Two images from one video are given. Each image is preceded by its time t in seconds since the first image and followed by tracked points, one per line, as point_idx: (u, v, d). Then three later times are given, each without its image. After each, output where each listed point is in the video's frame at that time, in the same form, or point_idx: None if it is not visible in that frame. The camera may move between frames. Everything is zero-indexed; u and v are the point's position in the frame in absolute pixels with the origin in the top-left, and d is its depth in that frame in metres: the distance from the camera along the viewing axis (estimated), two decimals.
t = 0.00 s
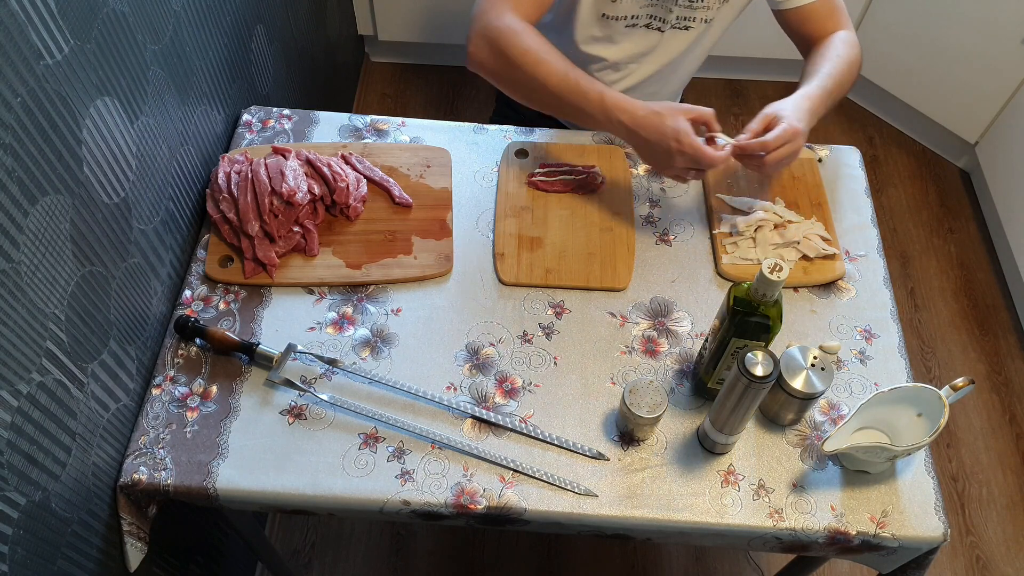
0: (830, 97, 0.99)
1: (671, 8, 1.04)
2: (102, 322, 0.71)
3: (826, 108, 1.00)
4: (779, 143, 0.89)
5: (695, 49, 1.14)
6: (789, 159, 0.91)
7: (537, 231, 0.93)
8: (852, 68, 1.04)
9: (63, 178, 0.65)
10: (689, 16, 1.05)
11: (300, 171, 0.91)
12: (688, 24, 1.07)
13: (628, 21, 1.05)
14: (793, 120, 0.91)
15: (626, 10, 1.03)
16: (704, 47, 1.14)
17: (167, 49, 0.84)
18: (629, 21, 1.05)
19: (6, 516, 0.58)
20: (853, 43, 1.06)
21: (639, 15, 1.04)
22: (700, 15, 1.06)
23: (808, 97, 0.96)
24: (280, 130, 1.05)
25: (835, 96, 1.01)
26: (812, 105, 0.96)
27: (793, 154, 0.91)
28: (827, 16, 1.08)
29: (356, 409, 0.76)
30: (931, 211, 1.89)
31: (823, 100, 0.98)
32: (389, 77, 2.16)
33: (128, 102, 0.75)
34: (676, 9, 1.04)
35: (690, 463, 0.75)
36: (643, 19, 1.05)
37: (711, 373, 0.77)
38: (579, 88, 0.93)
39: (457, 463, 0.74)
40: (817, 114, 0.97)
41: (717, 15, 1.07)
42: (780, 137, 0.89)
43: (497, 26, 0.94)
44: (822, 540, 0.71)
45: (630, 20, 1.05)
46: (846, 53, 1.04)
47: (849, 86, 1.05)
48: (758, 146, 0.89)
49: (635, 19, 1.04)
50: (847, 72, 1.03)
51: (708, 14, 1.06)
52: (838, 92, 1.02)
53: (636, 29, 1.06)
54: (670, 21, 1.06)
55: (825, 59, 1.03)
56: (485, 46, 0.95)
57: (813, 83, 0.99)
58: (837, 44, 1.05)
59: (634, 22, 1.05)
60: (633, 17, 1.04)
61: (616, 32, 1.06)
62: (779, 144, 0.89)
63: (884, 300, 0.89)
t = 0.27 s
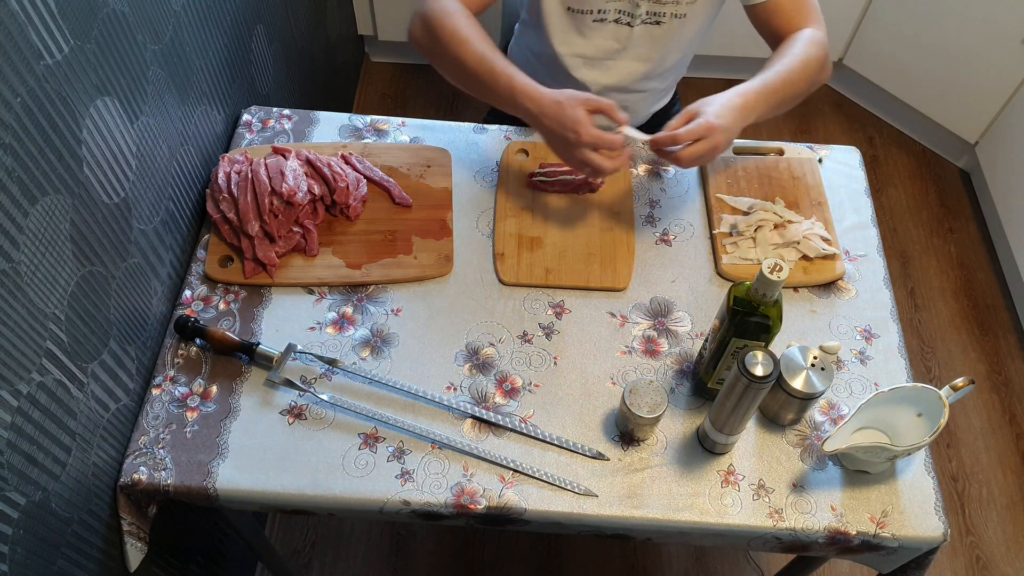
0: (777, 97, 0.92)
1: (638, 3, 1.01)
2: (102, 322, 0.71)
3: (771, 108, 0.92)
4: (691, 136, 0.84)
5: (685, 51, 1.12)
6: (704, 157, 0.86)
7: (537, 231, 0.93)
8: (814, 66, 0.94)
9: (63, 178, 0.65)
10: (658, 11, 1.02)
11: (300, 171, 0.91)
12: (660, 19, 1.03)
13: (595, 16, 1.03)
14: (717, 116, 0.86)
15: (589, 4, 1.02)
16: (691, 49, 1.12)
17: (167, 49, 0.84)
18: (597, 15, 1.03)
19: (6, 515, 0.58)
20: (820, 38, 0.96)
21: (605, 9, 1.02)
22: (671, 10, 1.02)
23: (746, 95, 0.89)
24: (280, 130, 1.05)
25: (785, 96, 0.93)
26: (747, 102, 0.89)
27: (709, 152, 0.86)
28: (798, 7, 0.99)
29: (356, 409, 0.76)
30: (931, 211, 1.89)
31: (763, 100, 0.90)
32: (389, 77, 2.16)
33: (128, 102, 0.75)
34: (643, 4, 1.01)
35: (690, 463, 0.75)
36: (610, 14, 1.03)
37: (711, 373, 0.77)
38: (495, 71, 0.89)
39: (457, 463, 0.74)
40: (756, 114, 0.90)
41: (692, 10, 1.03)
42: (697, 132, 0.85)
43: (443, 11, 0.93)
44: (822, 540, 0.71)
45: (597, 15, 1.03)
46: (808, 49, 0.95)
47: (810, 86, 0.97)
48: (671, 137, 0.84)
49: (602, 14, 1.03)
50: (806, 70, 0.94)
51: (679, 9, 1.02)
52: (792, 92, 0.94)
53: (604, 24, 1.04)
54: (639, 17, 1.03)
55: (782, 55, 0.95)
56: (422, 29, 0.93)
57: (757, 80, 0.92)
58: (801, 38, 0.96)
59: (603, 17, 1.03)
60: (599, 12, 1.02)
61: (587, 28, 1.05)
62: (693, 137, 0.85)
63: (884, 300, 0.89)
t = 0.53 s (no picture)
0: (717, 113, 0.96)
1: (609, 3, 1.01)
2: (103, 322, 0.71)
3: (714, 123, 0.97)
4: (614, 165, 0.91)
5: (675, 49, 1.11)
6: (637, 177, 0.92)
7: (537, 231, 0.93)
8: (765, 80, 0.97)
9: (63, 178, 0.65)
10: (630, 12, 1.02)
11: (300, 171, 0.91)
12: (631, 20, 1.03)
13: (567, 16, 1.03)
14: (637, 141, 0.91)
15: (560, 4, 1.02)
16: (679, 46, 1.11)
17: (167, 48, 0.84)
18: (569, 15, 1.03)
19: (6, 515, 0.58)
20: (778, 50, 0.97)
21: (576, 10, 1.02)
22: (642, 11, 1.02)
23: (685, 114, 0.94)
24: (280, 130, 1.05)
25: (729, 111, 0.97)
26: (682, 120, 0.94)
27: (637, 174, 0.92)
28: (767, 13, 0.99)
29: (356, 409, 0.76)
30: (931, 211, 1.89)
31: (702, 117, 0.95)
32: (389, 77, 2.16)
33: (128, 102, 0.75)
34: (614, 4, 1.01)
35: (690, 463, 0.75)
36: (581, 15, 1.03)
37: (711, 373, 0.77)
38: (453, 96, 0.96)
39: (458, 463, 0.74)
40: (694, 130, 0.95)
41: (665, 10, 1.02)
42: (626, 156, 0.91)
43: (409, 30, 0.97)
44: (822, 540, 0.71)
45: (567, 15, 1.03)
46: (762, 61, 0.97)
47: (763, 97, 0.99)
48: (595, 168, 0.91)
49: (574, 14, 1.03)
50: (753, 85, 0.96)
51: (649, 10, 1.02)
52: (739, 106, 0.97)
53: (576, 25, 1.04)
54: (611, 17, 1.02)
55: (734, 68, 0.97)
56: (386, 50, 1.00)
57: (700, 96, 0.96)
58: (761, 48, 0.98)
59: (574, 18, 1.03)
60: (571, 12, 1.02)
61: (562, 29, 1.05)
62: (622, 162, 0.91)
63: (885, 300, 0.89)
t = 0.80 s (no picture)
0: (711, 117, 0.97)
1: (603, 5, 1.01)
2: (102, 322, 0.71)
3: (709, 126, 0.98)
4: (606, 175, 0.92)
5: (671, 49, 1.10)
6: (632, 185, 0.93)
7: (537, 232, 0.93)
8: (757, 82, 0.98)
9: (63, 178, 0.65)
10: (624, 13, 1.02)
11: (300, 171, 0.91)
12: (626, 21, 1.03)
13: (562, 19, 1.03)
14: (627, 151, 0.92)
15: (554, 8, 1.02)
16: (675, 47, 1.10)
17: (167, 48, 0.84)
18: (564, 18, 1.03)
19: (5, 516, 0.58)
20: (773, 51, 0.98)
21: (571, 13, 1.02)
22: (637, 11, 1.02)
23: (678, 118, 0.96)
24: (279, 130, 1.05)
25: (723, 113, 0.98)
26: (675, 127, 0.96)
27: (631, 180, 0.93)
28: (764, 13, 0.99)
29: (356, 409, 0.76)
30: (931, 211, 1.89)
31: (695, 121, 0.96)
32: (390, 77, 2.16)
33: (128, 102, 0.75)
34: (608, 6, 1.01)
35: (690, 463, 0.75)
36: (576, 18, 1.03)
37: (711, 373, 0.77)
38: (454, 107, 0.98)
39: (457, 463, 0.74)
40: (689, 134, 0.97)
41: (658, 11, 1.02)
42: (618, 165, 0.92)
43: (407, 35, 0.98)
44: (822, 540, 0.71)
45: (563, 19, 1.03)
46: (756, 63, 0.97)
47: (758, 97, 1.00)
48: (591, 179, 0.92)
49: (568, 17, 1.03)
50: (746, 88, 0.98)
51: (643, 11, 1.02)
52: (733, 107, 0.98)
53: (571, 28, 1.04)
54: (606, 19, 1.02)
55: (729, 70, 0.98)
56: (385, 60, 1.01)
57: (694, 100, 0.98)
58: (755, 49, 0.98)
59: (569, 21, 1.03)
60: (566, 15, 1.02)
61: (556, 32, 1.05)
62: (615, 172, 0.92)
63: (885, 300, 0.89)
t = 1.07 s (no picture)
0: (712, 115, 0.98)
1: (607, 6, 1.01)
2: (102, 321, 0.71)
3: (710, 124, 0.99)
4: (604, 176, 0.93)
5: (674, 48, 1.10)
6: (631, 185, 0.93)
7: (537, 232, 0.93)
8: (761, 82, 0.98)
9: (63, 178, 0.65)
10: (628, 14, 1.02)
11: (300, 171, 0.91)
12: (630, 22, 1.03)
13: (566, 20, 1.03)
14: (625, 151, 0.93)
15: (558, 9, 1.02)
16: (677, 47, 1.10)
17: (167, 48, 0.84)
18: (567, 19, 1.03)
19: (5, 516, 0.58)
20: (778, 51, 0.98)
21: (575, 14, 1.02)
22: (641, 13, 1.02)
23: (679, 118, 0.96)
24: (280, 130, 1.05)
25: (725, 112, 0.98)
26: (675, 127, 0.96)
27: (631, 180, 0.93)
28: (769, 13, 0.99)
29: (356, 409, 0.76)
30: (931, 211, 1.89)
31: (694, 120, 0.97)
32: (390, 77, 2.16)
33: (128, 102, 0.75)
34: (612, 7, 1.01)
35: (690, 463, 0.75)
36: (581, 19, 1.03)
37: (711, 373, 0.77)
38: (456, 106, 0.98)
39: (457, 463, 0.74)
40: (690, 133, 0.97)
41: (663, 12, 1.02)
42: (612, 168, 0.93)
43: (408, 37, 0.98)
44: (822, 540, 0.71)
45: (567, 20, 1.03)
46: (760, 63, 0.97)
47: (761, 97, 1.00)
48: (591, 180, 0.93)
49: (572, 18, 1.03)
50: (749, 87, 0.98)
51: (648, 12, 1.02)
52: (735, 107, 0.99)
53: (575, 29, 1.04)
54: (610, 20, 1.02)
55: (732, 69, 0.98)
56: (387, 59, 1.01)
57: (695, 98, 0.98)
58: (760, 49, 0.98)
59: (572, 22, 1.03)
60: (570, 16, 1.02)
61: (559, 33, 1.05)
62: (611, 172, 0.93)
63: (885, 300, 0.89)
